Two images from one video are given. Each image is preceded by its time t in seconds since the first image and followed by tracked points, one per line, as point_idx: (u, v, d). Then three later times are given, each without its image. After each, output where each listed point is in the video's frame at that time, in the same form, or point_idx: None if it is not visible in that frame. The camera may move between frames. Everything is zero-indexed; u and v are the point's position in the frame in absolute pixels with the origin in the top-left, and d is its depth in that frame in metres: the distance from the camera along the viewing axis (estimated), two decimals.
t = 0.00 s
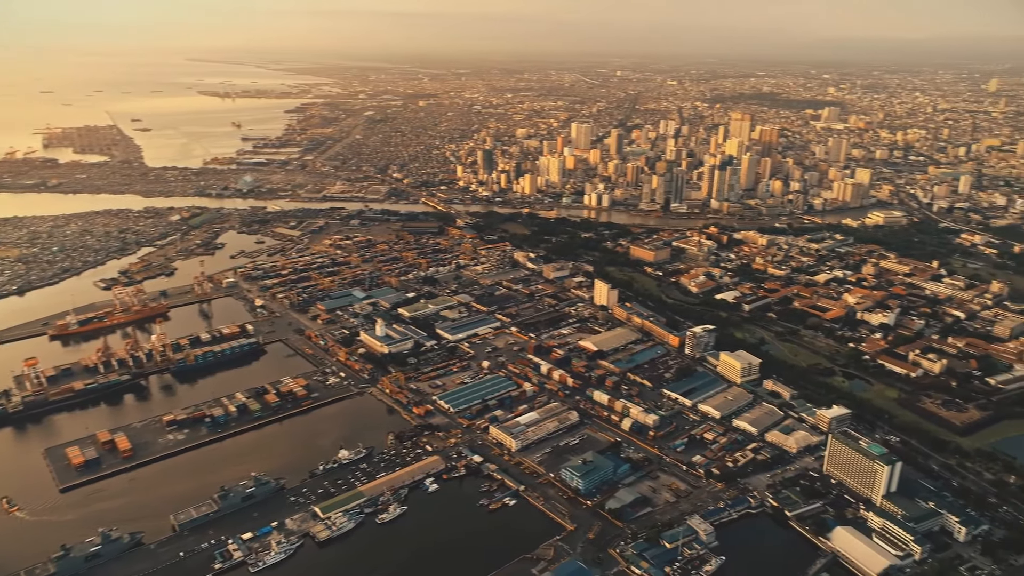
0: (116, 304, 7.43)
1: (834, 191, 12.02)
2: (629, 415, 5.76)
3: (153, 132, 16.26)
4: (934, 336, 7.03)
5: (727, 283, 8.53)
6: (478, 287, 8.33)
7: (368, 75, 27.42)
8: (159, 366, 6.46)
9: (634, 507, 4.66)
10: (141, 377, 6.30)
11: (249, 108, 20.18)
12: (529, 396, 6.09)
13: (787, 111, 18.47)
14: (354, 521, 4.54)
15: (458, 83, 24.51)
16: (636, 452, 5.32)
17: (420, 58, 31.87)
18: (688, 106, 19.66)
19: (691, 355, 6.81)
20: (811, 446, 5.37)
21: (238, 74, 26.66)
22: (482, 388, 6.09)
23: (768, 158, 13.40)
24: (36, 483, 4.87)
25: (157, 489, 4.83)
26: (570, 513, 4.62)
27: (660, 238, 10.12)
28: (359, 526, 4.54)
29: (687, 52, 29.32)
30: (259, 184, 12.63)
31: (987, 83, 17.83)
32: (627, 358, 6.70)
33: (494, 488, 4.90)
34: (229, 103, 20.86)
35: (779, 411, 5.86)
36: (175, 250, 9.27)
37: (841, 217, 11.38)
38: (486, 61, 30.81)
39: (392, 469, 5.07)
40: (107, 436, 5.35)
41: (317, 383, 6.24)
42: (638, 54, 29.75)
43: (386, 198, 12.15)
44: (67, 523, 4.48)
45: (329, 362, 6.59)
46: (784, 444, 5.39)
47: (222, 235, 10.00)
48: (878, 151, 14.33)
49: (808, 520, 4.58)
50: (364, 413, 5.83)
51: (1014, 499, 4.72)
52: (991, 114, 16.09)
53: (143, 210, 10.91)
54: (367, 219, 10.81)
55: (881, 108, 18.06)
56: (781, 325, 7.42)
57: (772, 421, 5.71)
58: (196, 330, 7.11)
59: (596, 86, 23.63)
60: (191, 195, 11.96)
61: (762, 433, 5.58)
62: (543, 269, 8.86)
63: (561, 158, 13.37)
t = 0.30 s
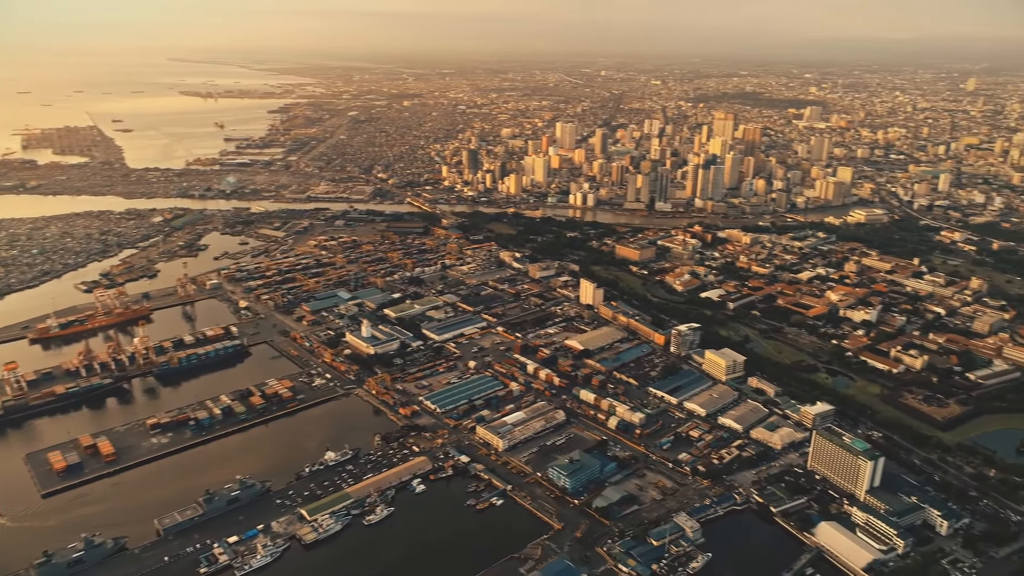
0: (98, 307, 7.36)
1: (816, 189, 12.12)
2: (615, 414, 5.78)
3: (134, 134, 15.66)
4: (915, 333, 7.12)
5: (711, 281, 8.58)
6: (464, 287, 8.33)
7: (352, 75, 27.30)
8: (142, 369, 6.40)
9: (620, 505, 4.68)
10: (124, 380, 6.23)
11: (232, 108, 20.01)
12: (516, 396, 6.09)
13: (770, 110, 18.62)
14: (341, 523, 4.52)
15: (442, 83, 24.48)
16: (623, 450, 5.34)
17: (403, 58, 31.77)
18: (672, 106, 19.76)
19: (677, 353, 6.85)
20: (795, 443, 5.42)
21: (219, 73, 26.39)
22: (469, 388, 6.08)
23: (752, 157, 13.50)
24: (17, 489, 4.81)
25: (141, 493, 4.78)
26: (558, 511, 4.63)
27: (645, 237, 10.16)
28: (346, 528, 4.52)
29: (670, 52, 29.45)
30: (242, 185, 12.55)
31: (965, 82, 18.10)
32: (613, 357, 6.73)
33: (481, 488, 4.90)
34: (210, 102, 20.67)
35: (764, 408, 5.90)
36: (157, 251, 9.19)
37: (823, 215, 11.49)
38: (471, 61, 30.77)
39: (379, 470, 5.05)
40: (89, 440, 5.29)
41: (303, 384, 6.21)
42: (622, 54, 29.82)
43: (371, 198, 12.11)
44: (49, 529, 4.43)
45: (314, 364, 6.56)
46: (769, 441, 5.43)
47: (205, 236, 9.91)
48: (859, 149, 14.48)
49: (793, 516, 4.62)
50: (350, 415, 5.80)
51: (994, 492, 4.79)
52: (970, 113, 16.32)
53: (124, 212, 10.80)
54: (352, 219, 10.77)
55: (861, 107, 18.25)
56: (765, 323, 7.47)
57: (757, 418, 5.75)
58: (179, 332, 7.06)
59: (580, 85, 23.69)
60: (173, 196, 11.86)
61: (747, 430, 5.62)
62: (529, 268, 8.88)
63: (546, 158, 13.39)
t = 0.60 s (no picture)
0: (80, 310, 7.27)
1: (799, 187, 12.20)
2: (602, 412, 5.80)
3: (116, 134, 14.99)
4: (897, 329, 7.20)
5: (696, 279, 8.63)
6: (450, 288, 8.32)
7: (335, 75, 27.16)
8: (125, 373, 6.33)
9: (608, 503, 4.69)
10: (107, 384, 6.17)
11: (214, 108, 19.84)
12: (503, 396, 6.09)
13: (753, 110, 18.74)
14: (328, 525, 4.50)
15: (426, 83, 24.43)
16: (610, 449, 5.35)
17: (387, 58, 31.66)
18: (656, 105, 19.84)
19: (663, 351, 6.88)
20: (780, 440, 5.46)
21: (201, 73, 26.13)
22: (456, 388, 6.08)
23: (736, 157, 13.59)
24: None
25: (125, 498, 4.74)
26: (545, 511, 4.64)
27: (631, 237, 10.20)
28: (333, 530, 4.50)
29: (654, 52, 29.59)
30: (226, 186, 12.46)
31: (944, 82, 18.34)
32: (599, 356, 6.75)
33: (469, 488, 4.90)
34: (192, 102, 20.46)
35: (749, 405, 5.94)
36: (140, 253, 9.10)
37: (806, 214, 11.59)
38: (455, 61, 30.72)
39: (366, 472, 5.04)
40: (71, 444, 5.23)
41: (288, 386, 6.17)
42: (606, 54, 29.90)
43: (356, 198, 12.07)
44: (31, 535, 4.37)
45: (300, 365, 6.53)
46: (754, 438, 5.47)
47: (188, 238, 9.82)
48: (841, 149, 14.62)
49: (778, 512, 4.65)
50: (336, 416, 5.78)
51: (975, 486, 4.85)
52: (949, 113, 16.54)
53: (106, 214, 10.69)
54: (337, 220, 10.72)
55: (843, 106, 18.41)
56: (749, 321, 7.53)
57: (742, 415, 5.78)
58: (162, 335, 7.00)
59: (564, 85, 23.74)
60: (156, 197, 11.76)
61: (733, 428, 5.65)
62: (515, 268, 8.88)
63: (531, 158, 13.40)
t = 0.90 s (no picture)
0: (61, 313, 7.18)
1: (783, 186, 12.28)
2: (589, 411, 5.81)
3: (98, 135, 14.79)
4: (880, 326, 7.28)
5: (682, 278, 8.68)
6: (436, 288, 8.31)
7: (319, 75, 27.04)
8: (108, 376, 6.27)
9: (595, 502, 4.71)
10: (89, 387, 6.10)
11: (197, 108, 19.68)
12: (490, 396, 6.09)
13: (737, 109, 18.87)
14: (315, 527, 4.47)
15: (411, 83, 24.39)
16: (597, 448, 5.37)
17: (372, 58, 31.55)
18: (641, 104, 19.93)
19: (649, 350, 6.91)
20: (765, 437, 5.50)
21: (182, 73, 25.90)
22: (443, 389, 6.07)
23: (720, 156, 13.68)
24: None
25: (109, 503, 4.69)
26: (533, 510, 4.65)
27: (616, 236, 10.24)
28: (320, 532, 4.48)
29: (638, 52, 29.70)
30: (209, 187, 12.37)
31: (924, 81, 18.57)
32: (585, 356, 6.77)
33: (457, 488, 4.89)
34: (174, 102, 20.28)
35: (734, 403, 5.98)
36: (122, 255, 9.02)
37: (790, 212, 11.68)
38: (440, 61, 30.67)
39: (353, 473, 5.02)
40: (54, 449, 5.17)
41: (274, 388, 6.14)
42: (590, 53, 29.98)
43: (341, 199, 12.03)
44: (13, 542, 4.32)
45: (285, 367, 6.49)
46: (740, 435, 5.50)
47: (171, 239, 9.74)
48: (824, 148, 14.75)
49: (764, 509, 4.69)
50: (323, 418, 5.75)
51: (958, 480, 4.91)
52: (929, 112, 16.75)
53: (87, 215, 10.58)
54: (322, 221, 10.68)
55: (825, 106, 18.58)
56: (734, 319, 7.58)
57: (728, 413, 5.82)
58: (146, 337, 6.93)
59: (549, 85, 23.77)
60: (138, 199, 11.65)
61: (719, 425, 5.68)
62: (501, 268, 8.89)
63: (516, 158, 13.42)
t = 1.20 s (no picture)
0: (42, 316, 7.09)
1: (767, 185, 12.37)
2: (575, 411, 5.83)
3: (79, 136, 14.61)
4: (863, 323, 7.35)
5: (667, 277, 8.72)
6: (423, 288, 8.29)
7: (302, 75, 26.90)
8: (91, 379, 6.20)
9: (583, 501, 4.72)
10: (71, 391, 6.03)
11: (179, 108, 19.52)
12: (477, 396, 6.09)
13: (721, 109, 18.98)
14: (301, 529, 4.45)
15: (396, 83, 24.33)
16: (584, 447, 5.38)
17: (356, 58, 31.43)
18: (625, 104, 20.00)
19: (636, 349, 6.93)
20: (751, 434, 5.54)
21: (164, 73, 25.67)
22: (430, 389, 6.06)
23: (704, 155, 13.75)
24: None
25: (93, 507, 4.64)
26: (521, 510, 4.65)
27: (602, 235, 10.26)
28: (307, 535, 4.45)
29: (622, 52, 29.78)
30: (192, 188, 12.27)
31: (905, 81, 18.78)
32: (572, 355, 6.78)
33: (444, 489, 4.89)
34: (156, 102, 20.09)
35: (720, 401, 6.01)
36: (104, 258, 8.93)
37: (774, 211, 11.77)
38: (424, 61, 30.60)
39: (340, 475, 5.00)
40: (36, 454, 5.11)
41: (259, 390, 6.10)
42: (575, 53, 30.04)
43: (326, 199, 11.98)
44: None
45: (271, 369, 6.45)
46: (726, 433, 5.54)
47: (154, 241, 9.65)
48: (807, 147, 14.87)
49: (750, 506, 4.72)
50: (309, 420, 5.72)
51: (940, 475, 4.97)
52: (909, 111, 16.96)
53: (68, 217, 10.46)
54: (306, 222, 10.63)
55: (808, 105, 18.74)
56: (720, 317, 7.62)
57: (714, 410, 5.85)
58: (129, 340, 6.86)
59: (534, 85, 23.79)
60: (120, 200, 11.54)
61: (705, 423, 5.71)
62: (487, 268, 8.89)
63: (502, 158, 13.42)
